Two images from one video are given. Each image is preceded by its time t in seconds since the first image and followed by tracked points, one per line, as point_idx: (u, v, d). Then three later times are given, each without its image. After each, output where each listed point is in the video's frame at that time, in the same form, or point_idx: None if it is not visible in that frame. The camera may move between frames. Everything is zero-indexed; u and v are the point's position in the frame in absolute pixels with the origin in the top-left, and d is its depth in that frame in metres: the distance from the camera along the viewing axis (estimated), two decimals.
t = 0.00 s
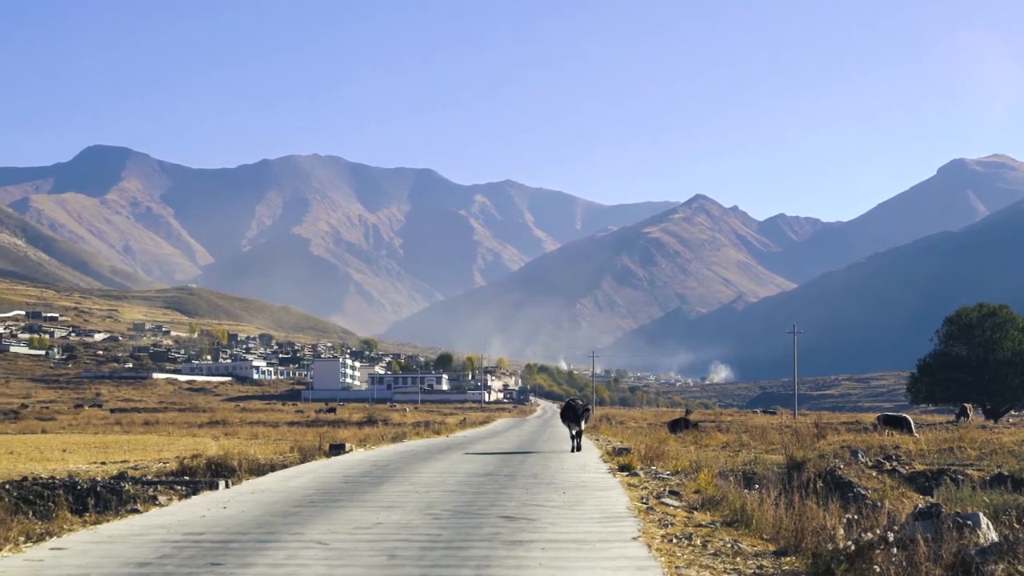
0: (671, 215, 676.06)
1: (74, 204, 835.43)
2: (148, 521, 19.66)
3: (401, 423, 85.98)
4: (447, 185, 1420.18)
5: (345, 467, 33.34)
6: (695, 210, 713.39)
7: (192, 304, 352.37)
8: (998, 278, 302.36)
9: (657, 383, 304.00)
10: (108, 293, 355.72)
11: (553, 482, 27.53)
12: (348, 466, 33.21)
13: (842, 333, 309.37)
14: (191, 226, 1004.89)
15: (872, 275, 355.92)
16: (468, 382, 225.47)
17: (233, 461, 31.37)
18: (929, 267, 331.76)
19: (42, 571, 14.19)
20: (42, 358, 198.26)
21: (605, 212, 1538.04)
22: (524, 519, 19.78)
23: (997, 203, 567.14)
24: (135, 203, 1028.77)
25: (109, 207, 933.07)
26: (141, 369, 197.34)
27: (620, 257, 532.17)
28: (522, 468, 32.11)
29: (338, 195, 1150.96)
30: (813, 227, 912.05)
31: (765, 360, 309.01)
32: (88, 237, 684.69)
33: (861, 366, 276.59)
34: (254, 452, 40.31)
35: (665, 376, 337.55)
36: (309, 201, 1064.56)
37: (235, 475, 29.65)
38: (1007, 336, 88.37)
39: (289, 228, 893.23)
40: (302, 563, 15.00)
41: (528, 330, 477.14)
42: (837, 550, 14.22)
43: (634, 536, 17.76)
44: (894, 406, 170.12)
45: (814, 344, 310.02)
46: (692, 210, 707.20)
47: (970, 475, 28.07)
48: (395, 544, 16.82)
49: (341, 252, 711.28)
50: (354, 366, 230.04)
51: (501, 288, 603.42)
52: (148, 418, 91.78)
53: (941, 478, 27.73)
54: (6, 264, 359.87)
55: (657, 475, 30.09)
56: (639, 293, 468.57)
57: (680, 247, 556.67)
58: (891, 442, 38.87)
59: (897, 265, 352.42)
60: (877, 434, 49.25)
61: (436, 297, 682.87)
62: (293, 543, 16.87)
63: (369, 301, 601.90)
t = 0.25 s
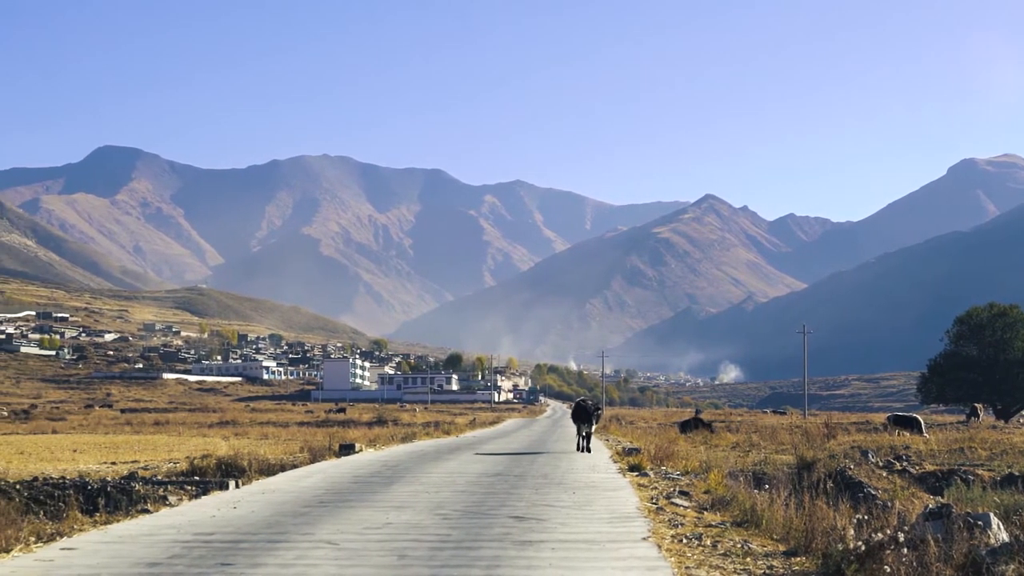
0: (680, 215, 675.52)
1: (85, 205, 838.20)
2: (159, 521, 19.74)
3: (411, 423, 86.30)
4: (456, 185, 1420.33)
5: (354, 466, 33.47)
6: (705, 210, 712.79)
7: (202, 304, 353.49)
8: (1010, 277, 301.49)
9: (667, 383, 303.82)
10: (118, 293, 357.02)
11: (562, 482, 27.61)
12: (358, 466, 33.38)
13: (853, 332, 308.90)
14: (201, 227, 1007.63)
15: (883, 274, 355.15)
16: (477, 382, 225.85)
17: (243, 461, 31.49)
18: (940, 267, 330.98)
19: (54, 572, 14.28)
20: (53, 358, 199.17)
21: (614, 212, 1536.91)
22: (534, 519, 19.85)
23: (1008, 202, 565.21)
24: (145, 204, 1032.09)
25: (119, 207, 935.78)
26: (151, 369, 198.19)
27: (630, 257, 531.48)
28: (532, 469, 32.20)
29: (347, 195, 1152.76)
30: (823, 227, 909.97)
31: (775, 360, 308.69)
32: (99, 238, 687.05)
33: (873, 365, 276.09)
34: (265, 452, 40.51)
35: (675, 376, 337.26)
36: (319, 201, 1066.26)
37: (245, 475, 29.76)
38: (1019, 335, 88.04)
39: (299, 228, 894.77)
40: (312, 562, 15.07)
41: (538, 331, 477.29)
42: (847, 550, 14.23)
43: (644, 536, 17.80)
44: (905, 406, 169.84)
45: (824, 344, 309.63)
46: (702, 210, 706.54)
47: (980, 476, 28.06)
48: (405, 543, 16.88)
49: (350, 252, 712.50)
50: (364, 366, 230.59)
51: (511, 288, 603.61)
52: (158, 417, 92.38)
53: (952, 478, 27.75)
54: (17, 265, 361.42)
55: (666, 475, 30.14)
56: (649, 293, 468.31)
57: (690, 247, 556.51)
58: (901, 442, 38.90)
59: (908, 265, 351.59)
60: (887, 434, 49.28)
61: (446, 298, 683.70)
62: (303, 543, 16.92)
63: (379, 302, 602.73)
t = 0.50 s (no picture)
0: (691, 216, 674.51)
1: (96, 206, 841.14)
2: (170, 520, 19.89)
3: (422, 423, 86.53)
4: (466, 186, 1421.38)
5: (364, 465, 33.54)
6: (716, 210, 711.84)
7: (213, 304, 354.51)
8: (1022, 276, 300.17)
9: (678, 383, 303.37)
10: (129, 294, 358.27)
11: (573, 482, 27.66)
12: (370, 466, 33.50)
13: (864, 332, 307.88)
14: (212, 227, 1010.39)
15: (895, 274, 353.92)
16: (488, 382, 226.09)
17: (254, 461, 31.56)
18: (952, 267, 329.90)
19: (64, 571, 14.38)
20: (64, 358, 199.97)
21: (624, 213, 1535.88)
22: (544, 519, 19.91)
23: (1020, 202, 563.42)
24: (156, 204, 1035.17)
25: (130, 208, 938.79)
26: (162, 369, 198.80)
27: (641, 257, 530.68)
28: (542, 468, 32.21)
29: (357, 196, 1154.89)
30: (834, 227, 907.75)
31: (786, 359, 308.14)
32: (109, 239, 689.41)
33: (883, 365, 275.51)
34: (275, 452, 40.62)
35: (685, 376, 336.84)
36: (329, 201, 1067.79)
37: (256, 474, 29.87)
38: None
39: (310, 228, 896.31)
40: (322, 563, 15.16)
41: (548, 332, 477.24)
42: (856, 550, 14.34)
43: (654, 536, 17.83)
44: (915, 405, 169.59)
45: (836, 344, 308.93)
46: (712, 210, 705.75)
47: (990, 477, 28.03)
48: (414, 544, 16.96)
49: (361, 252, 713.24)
50: (374, 366, 231.10)
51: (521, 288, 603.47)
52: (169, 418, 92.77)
53: (962, 479, 27.72)
54: (28, 265, 362.93)
55: (676, 475, 30.17)
56: (659, 293, 467.69)
57: (700, 247, 555.66)
58: (911, 442, 38.89)
59: (920, 265, 350.25)
60: (899, 434, 49.19)
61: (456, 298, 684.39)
62: (313, 542, 17.03)
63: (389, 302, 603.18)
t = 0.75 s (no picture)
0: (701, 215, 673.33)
1: (107, 207, 843.55)
2: (181, 520, 20.01)
3: (432, 423, 86.82)
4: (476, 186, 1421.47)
5: (373, 466, 33.69)
6: (725, 210, 710.32)
7: (223, 304, 355.48)
8: None
9: (688, 383, 302.89)
10: (140, 294, 359.44)
11: (583, 482, 27.67)
12: (379, 465, 33.61)
13: (874, 332, 306.85)
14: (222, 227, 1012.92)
15: (905, 273, 352.44)
16: (497, 382, 226.24)
17: (263, 460, 31.71)
18: (963, 266, 328.43)
19: (73, 571, 14.43)
20: (74, 358, 200.79)
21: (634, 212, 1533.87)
22: (554, 519, 19.94)
23: None
24: (167, 204, 1038.11)
25: (140, 209, 940.64)
26: (172, 369, 199.55)
27: (651, 256, 529.76)
28: (552, 469, 32.30)
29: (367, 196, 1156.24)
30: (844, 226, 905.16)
31: (796, 360, 307.31)
32: (119, 239, 691.65)
33: (893, 366, 274.52)
34: (285, 452, 40.81)
35: (695, 376, 336.13)
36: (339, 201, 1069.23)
37: (265, 474, 30.00)
38: None
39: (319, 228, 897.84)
40: (333, 562, 15.24)
41: (558, 332, 477.10)
42: (868, 550, 14.30)
43: (664, 536, 17.84)
44: (926, 406, 169.02)
45: (846, 344, 308.00)
46: (722, 209, 704.38)
47: (1000, 476, 28.00)
48: (424, 544, 17.01)
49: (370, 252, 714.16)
50: (384, 366, 231.54)
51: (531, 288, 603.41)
52: (179, 417, 93.23)
53: (974, 479, 27.64)
54: (40, 265, 364.29)
55: (686, 475, 30.20)
56: (669, 293, 467.07)
57: (710, 246, 554.71)
58: (922, 442, 38.80)
59: (930, 264, 348.70)
60: (909, 434, 49.11)
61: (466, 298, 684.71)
62: (323, 543, 17.09)
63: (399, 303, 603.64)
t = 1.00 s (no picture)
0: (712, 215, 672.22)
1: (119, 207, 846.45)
2: (192, 520, 20.08)
3: (443, 424, 86.87)
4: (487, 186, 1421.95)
5: (385, 467, 33.78)
6: (737, 210, 709.01)
7: (234, 304, 356.36)
8: None
9: (700, 383, 302.42)
10: (152, 294, 360.63)
11: (594, 482, 27.75)
12: (391, 466, 33.68)
13: (886, 331, 305.88)
14: (234, 227, 1015.79)
15: (918, 272, 351.10)
16: (509, 382, 226.38)
17: (275, 461, 31.82)
18: (976, 265, 326.86)
19: (86, 572, 14.58)
20: (87, 358, 201.55)
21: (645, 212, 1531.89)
22: (565, 519, 20.04)
23: None
24: (179, 204, 1040.44)
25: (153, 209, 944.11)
26: (184, 369, 200.21)
27: (662, 256, 528.37)
28: (563, 469, 32.37)
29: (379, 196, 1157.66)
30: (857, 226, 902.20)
31: (807, 360, 306.60)
32: (132, 240, 694.19)
33: (904, 365, 273.58)
34: (297, 451, 40.95)
35: (707, 377, 335.47)
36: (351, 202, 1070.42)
37: (278, 474, 30.14)
38: None
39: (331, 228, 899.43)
40: (345, 563, 15.35)
41: (569, 332, 476.87)
42: (881, 550, 14.21)
43: (676, 535, 17.92)
44: (938, 405, 168.32)
45: (858, 343, 307.12)
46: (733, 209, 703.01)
47: (1013, 477, 27.94)
48: (436, 543, 17.12)
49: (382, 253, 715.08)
50: (395, 366, 231.86)
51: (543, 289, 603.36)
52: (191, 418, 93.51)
53: (987, 480, 27.61)
54: (52, 265, 365.36)
55: (697, 475, 30.25)
56: (681, 292, 466.51)
57: (721, 247, 553.85)
58: (935, 442, 38.72)
59: (943, 263, 347.26)
60: (921, 434, 48.94)
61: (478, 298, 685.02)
62: (335, 543, 17.18)
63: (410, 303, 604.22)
